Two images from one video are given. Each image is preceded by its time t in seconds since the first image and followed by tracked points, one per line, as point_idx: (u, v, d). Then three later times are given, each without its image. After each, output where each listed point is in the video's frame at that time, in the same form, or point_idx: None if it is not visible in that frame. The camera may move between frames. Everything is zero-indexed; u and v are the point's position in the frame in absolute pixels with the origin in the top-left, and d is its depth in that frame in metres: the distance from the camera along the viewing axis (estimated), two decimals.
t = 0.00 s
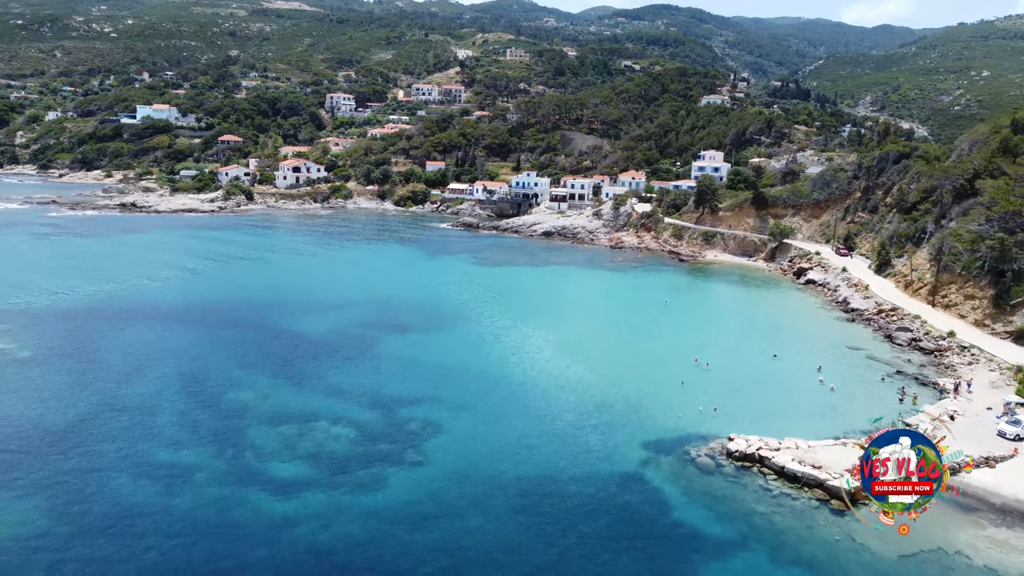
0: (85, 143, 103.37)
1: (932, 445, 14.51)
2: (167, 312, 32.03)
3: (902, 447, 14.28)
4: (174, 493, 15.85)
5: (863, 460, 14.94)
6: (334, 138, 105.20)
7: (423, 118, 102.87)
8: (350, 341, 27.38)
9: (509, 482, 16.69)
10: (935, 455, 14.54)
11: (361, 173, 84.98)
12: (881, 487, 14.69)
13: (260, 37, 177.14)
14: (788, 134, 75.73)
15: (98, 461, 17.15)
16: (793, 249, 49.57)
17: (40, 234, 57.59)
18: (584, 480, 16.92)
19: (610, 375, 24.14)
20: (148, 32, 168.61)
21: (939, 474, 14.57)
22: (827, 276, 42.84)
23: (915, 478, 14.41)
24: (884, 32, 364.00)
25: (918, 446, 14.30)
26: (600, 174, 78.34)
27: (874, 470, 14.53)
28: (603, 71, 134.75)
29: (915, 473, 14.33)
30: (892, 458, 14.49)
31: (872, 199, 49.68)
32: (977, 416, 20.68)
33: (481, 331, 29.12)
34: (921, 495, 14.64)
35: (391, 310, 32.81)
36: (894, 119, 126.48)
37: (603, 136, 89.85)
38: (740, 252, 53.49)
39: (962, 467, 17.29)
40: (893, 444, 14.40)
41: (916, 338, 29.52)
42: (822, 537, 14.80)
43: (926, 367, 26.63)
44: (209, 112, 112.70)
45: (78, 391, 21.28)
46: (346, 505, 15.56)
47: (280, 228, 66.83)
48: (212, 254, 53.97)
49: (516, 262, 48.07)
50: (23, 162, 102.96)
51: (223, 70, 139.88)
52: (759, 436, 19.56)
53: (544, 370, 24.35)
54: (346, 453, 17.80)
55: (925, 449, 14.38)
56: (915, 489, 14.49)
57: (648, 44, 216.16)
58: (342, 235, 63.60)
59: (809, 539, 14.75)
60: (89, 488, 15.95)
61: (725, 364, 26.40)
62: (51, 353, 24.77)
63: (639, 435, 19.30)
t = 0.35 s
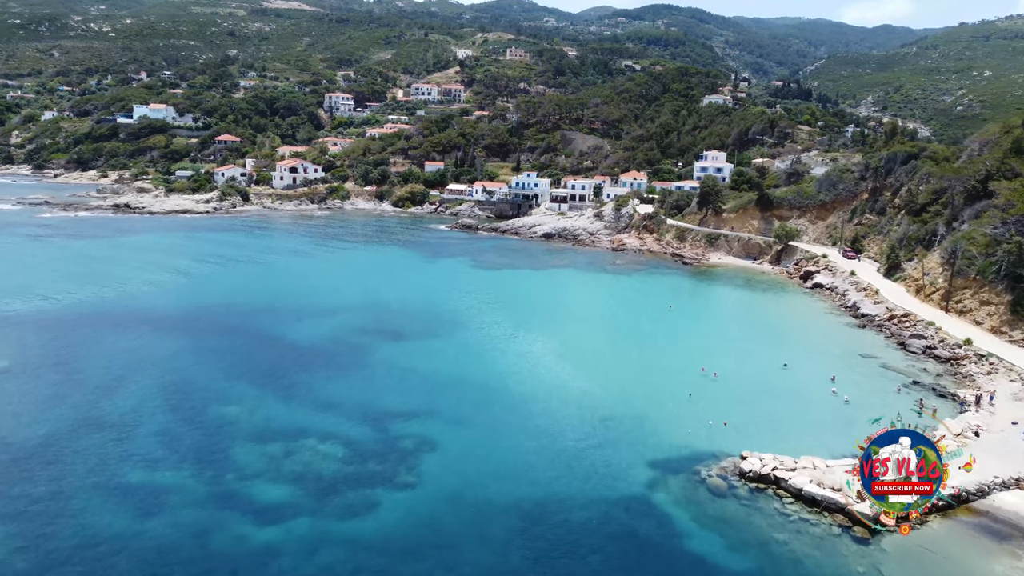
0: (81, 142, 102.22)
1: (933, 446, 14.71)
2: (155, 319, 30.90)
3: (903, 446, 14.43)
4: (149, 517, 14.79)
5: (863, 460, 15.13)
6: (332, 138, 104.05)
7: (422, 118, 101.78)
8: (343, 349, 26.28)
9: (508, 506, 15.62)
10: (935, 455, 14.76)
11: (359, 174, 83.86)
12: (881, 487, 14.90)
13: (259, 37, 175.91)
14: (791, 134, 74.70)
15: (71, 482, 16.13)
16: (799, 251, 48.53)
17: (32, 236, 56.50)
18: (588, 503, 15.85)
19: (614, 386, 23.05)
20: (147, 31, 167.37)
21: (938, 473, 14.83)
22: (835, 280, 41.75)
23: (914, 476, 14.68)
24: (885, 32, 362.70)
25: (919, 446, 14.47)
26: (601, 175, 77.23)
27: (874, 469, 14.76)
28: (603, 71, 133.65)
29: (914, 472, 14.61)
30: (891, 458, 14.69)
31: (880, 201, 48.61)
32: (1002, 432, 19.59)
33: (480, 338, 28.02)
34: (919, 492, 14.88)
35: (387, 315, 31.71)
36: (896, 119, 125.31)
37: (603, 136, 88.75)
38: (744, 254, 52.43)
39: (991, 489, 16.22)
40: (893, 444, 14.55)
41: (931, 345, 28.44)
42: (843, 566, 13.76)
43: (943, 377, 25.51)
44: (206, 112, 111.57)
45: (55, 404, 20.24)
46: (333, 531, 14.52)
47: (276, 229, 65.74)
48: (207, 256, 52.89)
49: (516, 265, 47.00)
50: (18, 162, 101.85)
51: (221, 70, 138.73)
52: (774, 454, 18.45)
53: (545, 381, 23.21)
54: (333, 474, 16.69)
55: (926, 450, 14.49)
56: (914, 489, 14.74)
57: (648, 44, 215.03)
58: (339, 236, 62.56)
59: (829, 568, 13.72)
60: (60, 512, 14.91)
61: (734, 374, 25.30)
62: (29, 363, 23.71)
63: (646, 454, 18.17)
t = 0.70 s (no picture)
0: (77, 142, 101.17)
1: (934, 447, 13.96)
2: (143, 325, 29.90)
3: (902, 448, 13.78)
4: (122, 546, 13.73)
5: (863, 460, 14.51)
6: (330, 138, 103.09)
7: (421, 118, 100.81)
8: (335, 358, 25.34)
9: (506, 531, 14.60)
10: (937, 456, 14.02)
11: (357, 174, 82.79)
12: (880, 486, 14.27)
13: (258, 36, 174.89)
14: (794, 134, 73.72)
15: (43, 506, 15.08)
16: (805, 254, 47.55)
17: (25, 237, 55.51)
18: (591, 528, 14.85)
19: (617, 396, 22.09)
20: (146, 31, 166.39)
21: (939, 474, 14.06)
22: (842, 283, 40.77)
23: (915, 478, 13.99)
24: (884, 32, 362.21)
25: (917, 447, 13.80)
26: (602, 175, 76.22)
27: (874, 470, 14.11)
28: (604, 71, 132.61)
29: (915, 472, 13.89)
30: (891, 457, 14.03)
31: (887, 203, 47.64)
32: None
33: (477, 346, 27.04)
34: (919, 496, 14.07)
35: (381, 321, 30.76)
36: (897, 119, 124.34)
37: (604, 136, 87.73)
38: (749, 256, 51.35)
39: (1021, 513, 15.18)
40: (893, 444, 13.88)
41: (945, 353, 27.41)
42: None
43: (960, 387, 24.46)
44: (204, 111, 110.55)
45: (31, 419, 19.24)
46: (320, 560, 13.49)
47: (273, 230, 64.83)
48: (201, 257, 51.90)
49: (516, 268, 46.03)
50: (14, 162, 100.86)
51: (219, 70, 137.73)
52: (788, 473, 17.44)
53: (544, 391, 22.25)
54: (320, 496, 15.67)
55: (926, 449, 13.88)
56: (915, 490, 14.01)
57: (649, 44, 214.22)
58: (336, 238, 61.59)
59: None
60: (28, 540, 13.89)
61: (741, 383, 24.33)
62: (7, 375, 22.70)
63: (652, 472, 17.20)
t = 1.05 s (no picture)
0: (72, 142, 99.97)
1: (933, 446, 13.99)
2: (128, 331, 28.80)
3: (902, 449, 13.83)
4: None
5: (863, 460, 14.44)
6: (328, 138, 101.96)
7: (420, 117, 99.62)
8: (326, 368, 24.25)
9: (504, 560, 13.56)
10: (936, 455, 14.02)
11: (355, 174, 81.73)
12: (879, 486, 14.20)
13: (256, 36, 173.55)
14: (798, 134, 72.61)
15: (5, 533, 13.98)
16: (811, 256, 46.49)
17: (16, 238, 54.44)
18: (596, 556, 13.83)
19: (621, 410, 21.01)
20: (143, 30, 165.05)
21: (938, 475, 14.05)
22: (850, 287, 39.71)
23: (914, 478, 13.96)
24: (884, 32, 360.72)
25: (917, 447, 13.83)
26: (603, 175, 75.14)
27: (874, 470, 14.04)
28: (604, 70, 131.39)
29: (914, 472, 13.86)
30: (892, 457, 13.98)
31: (895, 204, 46.60)
32: None
33: (474, 354, 25.94)
34: (917, 496, 14.00)
35: (375, 327, 29.66)
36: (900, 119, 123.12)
37: (605, 136, 86.60)
38: (754, 259, 50.24)
39: None
40: (894, 443, 13.92)
41: (963, 361, 26.37)
42: None
43: (980, 399, 23.39)
44: (201, 111, 109.38)
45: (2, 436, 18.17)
46: None
47: (270, 231, 63.77)
48: (195, 259, 50.81)
49: (515, 271, 44.91)
50: (9, 162, 99.66)
51: (217, 69, 136.56)
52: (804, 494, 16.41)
53: (545, 405, 21.18)
54: (305, 521, 14.62)
55: (926, 449, 13.90)
56: (913, 489, 13.97)
57: (649, 44, 213.05)
58: (334, 239, 60.48)
59: None
60: None
61: (750, 394, 23.29)
62: None
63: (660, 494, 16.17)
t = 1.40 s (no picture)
0: (68, 142, 98.93)
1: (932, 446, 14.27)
2: (116, 338, 27.88)
3: (901, 450, 14.11)
4: None
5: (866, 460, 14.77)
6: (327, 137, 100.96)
7: (420, 117, 98.64)
8: (319, 378, 23.27)
9: None
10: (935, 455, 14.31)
11: (353, 175, 80.81)
12: (881, 486, 14.59)
13: (255, 35, 172.41)
14: (802, 134, 71.64)
15: None
16: (817, 259, 45.52)
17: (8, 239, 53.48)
18: None
19: (627, 424, 20.02)
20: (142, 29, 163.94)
21: (938, 474, 14.37)
22: (859, 291, 38.74)
23: (914, 477, 14.29)
24: (884, 32, 359.39)
25: (916, 447, 14.06)
26: (604, 176, 74.21)
27: (874, 470, 14.45)
28: (605, 70, 130.29)
29: (914, 471, 14.18)
30: (892, 458, 14.26)
31: (903, 205, 45.63)
32: None
33: (473, 364, 24.94)
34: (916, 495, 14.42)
35: (370, 334, 28.69)
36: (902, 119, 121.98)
37: (606, 136, 85.62)
38: (758, 261, 49.26)
39: None
40: (893, 444, 14.19)
41: (980, 370, 25.39)
42: None
43: (1001, 410, 22.38)
44: (199, 110, 108.33)
45: None
46: None
47: (267, 232, 62.83)
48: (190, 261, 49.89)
49: (515, 274, 43.91)
50: (4, 162, 98.61)
51: (216, 68, 135.52)
52: (824, 517, 15.38)
53: (546, 419, 20.19)
54: (290, 550, 13.61)
55: (926, 450, 14.14)
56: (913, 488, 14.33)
57: (650, 44, 212.09)
58: (331, 241, 59.53)
59: None
60: None
61: (761, 406, 22.31)
62: None
63: (670, 517, 15.20)
